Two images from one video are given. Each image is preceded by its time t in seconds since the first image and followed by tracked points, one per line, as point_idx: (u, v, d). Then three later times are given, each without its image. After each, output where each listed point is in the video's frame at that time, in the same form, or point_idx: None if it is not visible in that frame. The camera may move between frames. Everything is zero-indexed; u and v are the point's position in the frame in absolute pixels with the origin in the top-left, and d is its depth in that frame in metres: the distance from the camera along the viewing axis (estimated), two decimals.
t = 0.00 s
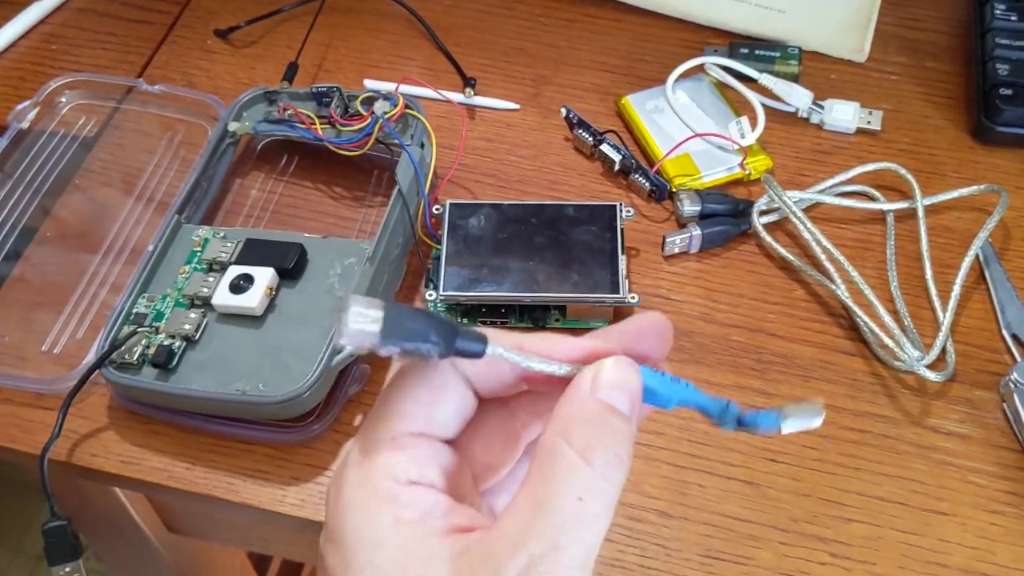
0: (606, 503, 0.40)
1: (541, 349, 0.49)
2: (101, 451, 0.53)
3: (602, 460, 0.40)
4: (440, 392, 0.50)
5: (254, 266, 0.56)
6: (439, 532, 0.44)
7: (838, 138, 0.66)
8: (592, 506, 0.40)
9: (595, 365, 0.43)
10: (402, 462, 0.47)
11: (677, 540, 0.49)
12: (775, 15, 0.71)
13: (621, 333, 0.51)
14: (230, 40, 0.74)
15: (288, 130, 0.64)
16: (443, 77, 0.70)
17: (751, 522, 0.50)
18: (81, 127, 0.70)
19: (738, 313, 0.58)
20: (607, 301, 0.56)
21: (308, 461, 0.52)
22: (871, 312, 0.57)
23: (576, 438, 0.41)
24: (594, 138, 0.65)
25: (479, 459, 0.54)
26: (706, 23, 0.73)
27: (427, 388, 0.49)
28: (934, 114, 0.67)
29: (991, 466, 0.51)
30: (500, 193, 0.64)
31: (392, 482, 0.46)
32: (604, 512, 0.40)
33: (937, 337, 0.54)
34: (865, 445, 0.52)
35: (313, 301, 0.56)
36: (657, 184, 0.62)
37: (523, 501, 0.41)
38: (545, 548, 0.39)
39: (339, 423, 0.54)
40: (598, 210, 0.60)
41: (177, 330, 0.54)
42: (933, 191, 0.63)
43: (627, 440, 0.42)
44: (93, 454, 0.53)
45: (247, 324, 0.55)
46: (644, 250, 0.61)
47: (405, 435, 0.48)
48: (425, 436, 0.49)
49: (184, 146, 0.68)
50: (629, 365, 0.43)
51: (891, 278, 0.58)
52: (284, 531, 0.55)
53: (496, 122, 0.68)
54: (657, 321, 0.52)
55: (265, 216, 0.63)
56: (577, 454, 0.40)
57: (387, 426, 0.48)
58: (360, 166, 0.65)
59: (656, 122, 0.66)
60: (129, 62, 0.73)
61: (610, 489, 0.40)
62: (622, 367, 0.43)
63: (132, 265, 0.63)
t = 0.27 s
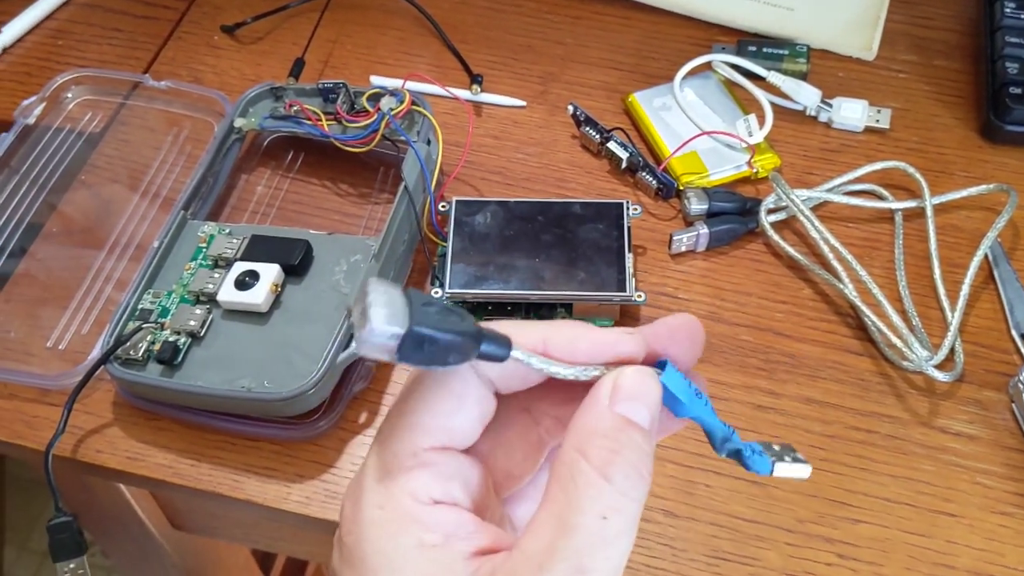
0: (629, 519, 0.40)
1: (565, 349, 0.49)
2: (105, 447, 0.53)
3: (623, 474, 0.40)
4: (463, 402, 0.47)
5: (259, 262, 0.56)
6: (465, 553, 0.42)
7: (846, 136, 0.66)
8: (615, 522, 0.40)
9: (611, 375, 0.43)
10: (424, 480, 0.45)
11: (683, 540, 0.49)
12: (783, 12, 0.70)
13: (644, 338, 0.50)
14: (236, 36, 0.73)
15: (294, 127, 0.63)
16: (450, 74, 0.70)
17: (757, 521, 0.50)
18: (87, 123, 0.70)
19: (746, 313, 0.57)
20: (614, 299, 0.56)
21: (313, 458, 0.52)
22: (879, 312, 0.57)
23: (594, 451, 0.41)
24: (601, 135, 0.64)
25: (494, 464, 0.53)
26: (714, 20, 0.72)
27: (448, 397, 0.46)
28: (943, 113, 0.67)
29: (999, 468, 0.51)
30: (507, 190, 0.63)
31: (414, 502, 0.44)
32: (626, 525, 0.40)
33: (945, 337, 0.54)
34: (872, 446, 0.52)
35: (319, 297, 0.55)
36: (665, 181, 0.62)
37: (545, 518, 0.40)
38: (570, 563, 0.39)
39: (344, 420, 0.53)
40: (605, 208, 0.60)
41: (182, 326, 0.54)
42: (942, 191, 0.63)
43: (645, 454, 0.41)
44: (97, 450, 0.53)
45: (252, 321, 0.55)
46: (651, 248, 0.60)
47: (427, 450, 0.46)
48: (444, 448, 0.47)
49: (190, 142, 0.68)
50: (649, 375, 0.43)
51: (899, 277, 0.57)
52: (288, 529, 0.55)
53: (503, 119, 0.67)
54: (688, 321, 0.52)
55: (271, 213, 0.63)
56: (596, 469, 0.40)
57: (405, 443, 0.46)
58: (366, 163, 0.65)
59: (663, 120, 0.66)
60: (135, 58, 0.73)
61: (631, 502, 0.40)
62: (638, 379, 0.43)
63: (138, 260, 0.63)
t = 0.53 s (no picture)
0: (626, 529, 0.40)
1: (569, 355, 0.49)
2: (109, 449, 0.53)
3: (618, 487, 0.40)
4: (476, 412, 0.47)
5: (264, 265, 0.56)
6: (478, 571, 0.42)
7: (851, 139, 0.66)
8: (612, 533, 0.40)
9: (603, 390, 0.43)
10: (441, 496, 0.45)
11: (686, 544, 0.49)
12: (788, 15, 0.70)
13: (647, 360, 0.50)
14: (241, 38, 0.73)
15: (298, 129, 0.63)
16: (454, 76, 0.70)
17: (760, 525, 0.49)
18: (91, 124, 0.70)
19: (749, 316, 0.57)
20: (618, 302, 0.55)
21: (316, 461, 0.52)
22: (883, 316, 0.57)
23: (589, 464, 0.41)
24: (605, 138, 0.64)
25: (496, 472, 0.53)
26: (719, 23, 0.72)
27: (463, 412, 0.46)
28: (948, 116, 0.67)
29: (1004, 472, 0.51)
30: (511, 192, 0.63)
31: (432, 520, 0.44)
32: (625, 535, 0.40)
33: (950, 342, 0.53)
34: (876, 450, 0.52)
35: (323, 300, 0.55)
36: (669, 184, 0.62)
37: (545, 530, 0.41)
38: None
39: (347, 422, 0.53)
40: (609, 211, 0.59)
41: (186, 328, 0.54)
42: (947, 194, 0.63)
43: (641, 465, 0.42)
44: (101, 451, 0.53)
45: (256, 323, 0.55)
46: (655, 251, 0.60)
47: (447, 466, 0.46)
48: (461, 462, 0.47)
49: (194, 143, 0.68)
50: (641, 389, 0.43)
51: (904, 281, 0.57)
52: (292, 531, 0.55)
53: (507, 121, 0.67)
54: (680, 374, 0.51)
55: (275, 214, 0.63)
56: (592, 482, 0.40)
57: (420, 460, 0.45)
58: (370, 165, 0.65)
59: (668, 123, 0.66)
60: (140, 59, 0.73)
61: (629, 515, 0.40)
62: (629, 392, 0.43)
63: (142, 261, 0.63)
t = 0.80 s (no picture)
0: (619, 536, 0.41)
1: (572, 354, 0.48)
2: (110, 450, 0.53)
3: (611, 494, 0.41)
4: (473, 423, 0.47)
5: (264, 266, 0.56)
6: None
7: (854, 140, 0.65)
8: (605, 538, 0.41)
9: (599, 399, 0.45)
10: (435, 505, 0.44)
11: (687, 547, 0.49)
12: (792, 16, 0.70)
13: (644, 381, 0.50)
14: (243, 38, 0.73)
15: (299, 130, 0.63)
16: (456, 77, 0.70)
17: (761, 527, 0.49)
18: (94, 124, 0.70)
19: (752, 317, 0.57)
20: (620, 304, 0.55)
21: (317, 463, 0.52)
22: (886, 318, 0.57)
23: (583, 473, 0.42)
24: (607, 139, 0.64)
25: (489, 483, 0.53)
26: (721, 23, 0.72)
27: (462, 425, 0.47)
28: (951, 117, 0.66)
29: (1007, 475, 0.51)
30: (513, 193, 0.63)
31: (427, 528, 0.44)
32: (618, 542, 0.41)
33: (953, 343, 0.53)
34: (879, 452, 0.52)
35: (324, 301, 0.55)
36: (671, 185, 0.62)
37: (538, 536, 0.41)
38: None
39: (348, 424, 0.53)
40: (612, 212, 0.59)
41: (187, 329, 0.54)
42: (951, 195, 0.62)
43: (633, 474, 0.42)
44: (102, 452, 0.53)
45: (257, 325, 0.55)
46: (657, 252, 0.60)
47: (440, 475, 0.46)
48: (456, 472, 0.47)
49: (196, 144, 0.68)
50: (637, 398, 0.44)
51: (907, 282, 0.57)
52: (293, 533, 0.55)
53: (509, 122, 0.67)
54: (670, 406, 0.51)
55: (276, 215, 0.63)
56: (585, 489, 0.41)
57: (417, 469, 0.45)
58: (372, 166, 0.65)
59: (671, 124, 0.65)
60: (142, 59, 0.73)
61: (622, 522, 0.41)
62: (626, 400, 0.44)
63: (144, 262, 0.63)
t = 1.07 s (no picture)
0: (567, 530, 0.43)
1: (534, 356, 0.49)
2: (105, 452, 0.53)
3: (560, 492, 0.43)
4: (425, 440, 0.49)
5: (259, 267, 0.56)
6: None
7: (852, 141, 0.65)
8: (552, 533, 0.42)
9: (559, 391, 0.45)
10: (381, 511, 0.47)
11: (683, 549, 0.49)
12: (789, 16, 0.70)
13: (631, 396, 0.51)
14: (240, 39, 0.73)
15: (296, 130, 0.63)
16: (453, 77, 0.70)
17: (757, 529, 0.49)
18: (90, 125, 0.70)
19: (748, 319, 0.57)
20: (616, 305, 0.55)
21: (311, 464, 0.52)
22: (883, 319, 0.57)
23: (533, 470, 0.43)
24: (604, 139, 0.64)
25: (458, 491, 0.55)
26: (719, 24, 0.72)
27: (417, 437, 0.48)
28: (950, 118, 0.66)
29: (1005, 477, 0.50)
30: (510, 194, 0.63)
31: (371, 533, 0.46)
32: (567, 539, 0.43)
33: (951, 345, 0.53)
34: (875, 454, 0.51)
35: (319, 302, 0.55)
36: (668, 186, 0.62)
37: (490, 531, 0.43)
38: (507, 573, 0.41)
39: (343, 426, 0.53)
40: (608, 213, 0.59)
41: (181, 330, 0.54)
42: (948, 196, 0.62)
43: (588, 470, 0.44)
44: (97, 454, 0.53)
45: (252, 326, 0.54)
46: (654, 253, 0.60)
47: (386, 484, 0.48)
48: (401, 482, 0.49)
49: (192, 145, 0.68)
50: (597, 388, 0.44)
51: (904, 283, 0.57)
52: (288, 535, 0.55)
53: (506, 123, 0.67)
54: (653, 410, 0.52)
55: (273, 216, 0.63)
56: (533, 486, 0.43)
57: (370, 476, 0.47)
58: (368, 167, 0.64)
59: (668, 124, 0.65)
60: (139, 60, 0.73)
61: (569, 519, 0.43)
62: (586, 395, 0.44)
63: (139, 263, 0.62)
